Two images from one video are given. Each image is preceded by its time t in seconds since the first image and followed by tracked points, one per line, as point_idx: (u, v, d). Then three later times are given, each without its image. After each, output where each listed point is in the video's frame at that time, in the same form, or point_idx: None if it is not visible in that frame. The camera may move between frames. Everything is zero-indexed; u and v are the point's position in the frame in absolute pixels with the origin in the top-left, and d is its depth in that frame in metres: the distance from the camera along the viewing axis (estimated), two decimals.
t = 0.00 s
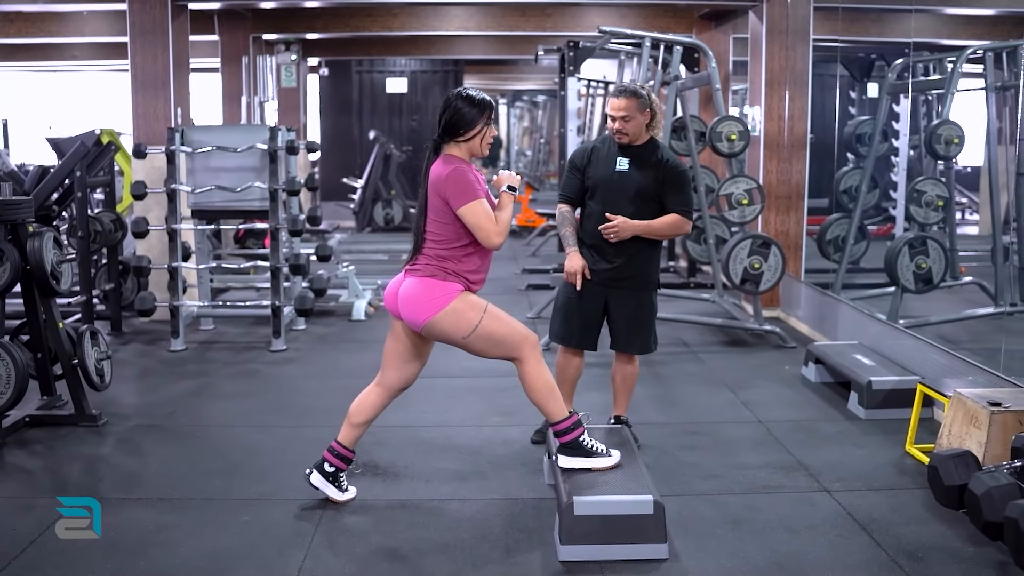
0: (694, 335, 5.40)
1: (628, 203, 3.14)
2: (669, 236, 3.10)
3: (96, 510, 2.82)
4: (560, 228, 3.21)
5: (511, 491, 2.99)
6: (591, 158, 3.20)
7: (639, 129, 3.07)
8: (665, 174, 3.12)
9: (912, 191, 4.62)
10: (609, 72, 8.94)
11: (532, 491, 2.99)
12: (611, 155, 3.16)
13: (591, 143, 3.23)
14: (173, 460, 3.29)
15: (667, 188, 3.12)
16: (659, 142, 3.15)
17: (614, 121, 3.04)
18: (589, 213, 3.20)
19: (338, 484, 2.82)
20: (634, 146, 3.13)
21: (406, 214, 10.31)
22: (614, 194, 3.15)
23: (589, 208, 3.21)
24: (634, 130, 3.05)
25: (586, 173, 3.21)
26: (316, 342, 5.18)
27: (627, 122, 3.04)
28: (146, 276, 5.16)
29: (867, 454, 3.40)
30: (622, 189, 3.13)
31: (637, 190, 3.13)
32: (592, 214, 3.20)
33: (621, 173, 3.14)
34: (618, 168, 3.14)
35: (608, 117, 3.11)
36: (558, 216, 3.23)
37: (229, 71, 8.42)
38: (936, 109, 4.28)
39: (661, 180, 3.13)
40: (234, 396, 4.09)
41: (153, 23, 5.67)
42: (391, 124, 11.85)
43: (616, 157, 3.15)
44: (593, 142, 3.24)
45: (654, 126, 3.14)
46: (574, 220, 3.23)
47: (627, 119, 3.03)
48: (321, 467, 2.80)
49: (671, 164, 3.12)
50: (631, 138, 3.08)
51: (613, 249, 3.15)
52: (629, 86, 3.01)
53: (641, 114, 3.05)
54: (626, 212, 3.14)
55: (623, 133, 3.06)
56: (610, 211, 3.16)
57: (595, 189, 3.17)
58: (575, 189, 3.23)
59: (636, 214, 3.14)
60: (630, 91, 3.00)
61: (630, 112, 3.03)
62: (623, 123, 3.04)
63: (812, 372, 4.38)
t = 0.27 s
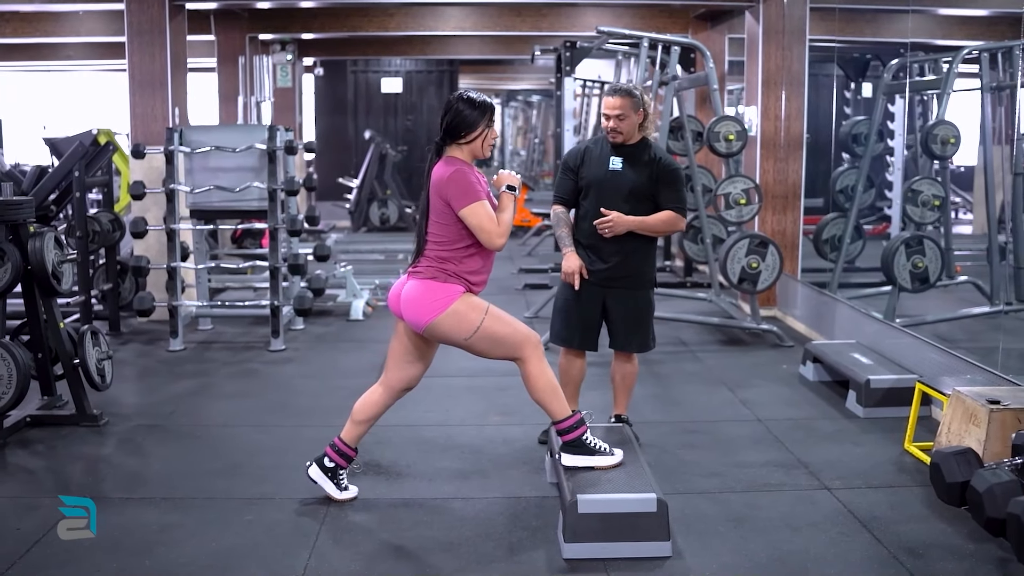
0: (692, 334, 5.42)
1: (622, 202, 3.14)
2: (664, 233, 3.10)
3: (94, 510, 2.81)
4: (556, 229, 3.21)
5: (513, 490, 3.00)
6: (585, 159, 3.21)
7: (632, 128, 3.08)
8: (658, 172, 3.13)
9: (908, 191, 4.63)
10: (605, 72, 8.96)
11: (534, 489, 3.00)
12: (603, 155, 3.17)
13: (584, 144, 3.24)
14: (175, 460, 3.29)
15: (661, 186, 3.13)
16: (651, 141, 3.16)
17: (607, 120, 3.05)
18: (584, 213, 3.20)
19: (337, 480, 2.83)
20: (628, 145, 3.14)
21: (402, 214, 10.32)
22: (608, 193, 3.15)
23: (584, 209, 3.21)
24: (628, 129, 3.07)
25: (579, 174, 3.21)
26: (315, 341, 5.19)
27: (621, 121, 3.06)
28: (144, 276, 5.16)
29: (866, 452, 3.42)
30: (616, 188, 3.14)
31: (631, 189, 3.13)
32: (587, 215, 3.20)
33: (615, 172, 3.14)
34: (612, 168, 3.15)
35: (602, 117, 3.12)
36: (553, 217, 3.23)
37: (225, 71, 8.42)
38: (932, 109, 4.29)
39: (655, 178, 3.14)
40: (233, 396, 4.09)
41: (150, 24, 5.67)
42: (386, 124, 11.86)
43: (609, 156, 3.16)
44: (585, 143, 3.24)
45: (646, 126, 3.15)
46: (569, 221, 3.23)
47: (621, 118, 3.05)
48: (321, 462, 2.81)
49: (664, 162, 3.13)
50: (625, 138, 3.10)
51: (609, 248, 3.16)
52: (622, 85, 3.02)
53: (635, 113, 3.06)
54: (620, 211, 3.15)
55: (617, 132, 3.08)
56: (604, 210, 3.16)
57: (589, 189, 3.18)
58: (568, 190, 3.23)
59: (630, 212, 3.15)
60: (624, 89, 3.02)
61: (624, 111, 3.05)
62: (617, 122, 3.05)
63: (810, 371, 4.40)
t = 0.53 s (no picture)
0: (701, 333, 5.42)
1: (621, 199, 3.15)
2: (663, 227, 3.10)
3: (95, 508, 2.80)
4: (556, 230, 3.20)
5: (525, 488, 3.01)
6: (582, 159, 3.21)
7: (629, 125, 3.08)
8: (655, 167, 3.13)
9: (918, 190, 4.62)
10: (614, 72, 8.97)
11: (546, 487, 3.01)
12: (601, 153, 3.18)
13: (582, 144, 3.25)
14: (187, 458, 3.31)
15: (659, 181, 3.12)
16: (646, 138, 3.17)
17: (603, 118, 3.05)
18: (583, 212, 3.20)
19: (349, 478, 2.84)
20: (624, 143, 3.14)
21: (411, 214, 10.34)
22: (606, 191, 3.15)
23: (583, 208, 3.21)
24: (624, 126, 3.07)
25: (578, 174, 3.22)
26: (325, 340, 5.20)
27: (617, 118, 3.05)
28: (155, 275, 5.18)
29: (877, 451, 3.42)
30: (615, 185, 3.14)
31: (629, 186, 3.14)
32: (586, 214, 3.20)
33: (612, 170, 3.15)
34: (609, 166, 3.15)
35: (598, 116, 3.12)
36: (552, 218, 3.23)
37: (235, 71, 8.45)
38: (943, 108, 4.28)
39: (653, 173, 3.14)
40: (245, 394, 4.11)
41: (161, 23, 5.70)
42: (395, 124, 11.88)
43: (606, 155, 3.16)
44: (582, 143, 3.26)
45: (642, 123, 3.16)
46: (569, 221, 3.23)
47: (618, 115, 3.04)
48: (334, 459, 2.82)
49: (662, 157, 3.13)
50: (622, 135, 3.10)
51: (609, 246, 3.16)
52: (617, 82, 3.02)
53: (630, 109, 3.06)
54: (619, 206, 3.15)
55: (614, 129, 3.07)
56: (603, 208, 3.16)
57: (588, 188, 3.18)
58: (567, 191, 3.23)
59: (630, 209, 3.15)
60: (619, 87, 3.01)
61: (620, 108, 3.04)
62: (614, 119, 3.05)
63: (820, 370, 4.40)
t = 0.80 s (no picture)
0: (719, 333, 5.43)
1: (626, 197, 3.16)
2: (669, 225, 3.09)
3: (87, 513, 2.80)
4: (564, 229, 3.21)
5: (545, 485, 3.03)
6: (588, 159, 3.23)
7: (632, 125, 3.09)
8: (660, 165, 3.12)
9: (937, 191, 4.62)
10: (632, 73, 8.98)
11: (566, 485, 3.03)
12: (606, 153, 3.19)
13: (589, 144, 3.27)
14: (210, 454, 3.35)
15: (664, 178, 3.12)
16: (651, 137, 3.17)
17: (607, 118, 3.06)
18: (590, 212, 3.22)
19: (367, 473, 2.89)
20: (629, 141, 3.15)
21: (430, 214, 10.39)
22: (612, 190, 3.17)
23: (590, 207, 3.23)
24: (628, 127, 3.07)
25: (584, 174, 3.24)
26: (345, 339, 5.25)
27: (621, 118, 3.06)
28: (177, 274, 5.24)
29: (896, 451, 3.43)
30: (620, 184, 3.15)
31: (634, 184, 3.14)
32: (593, 213, 3.22)
33: (617, 170, 3.16)
34: (615, 165, 3.17)
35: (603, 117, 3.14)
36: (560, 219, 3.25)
37: (256, 72, 8.53)
38: (961, 110, 4.28)
39: (658, 170, 3.13)
40: (266, 392, 4.15)
41: (183, 24, 5.75)
42: (413, 124, 11.93)
43: (612, 154, 3.18)
44: (589, 143, 3.28)
45: (647, 121, 3.16)
46: (577, 220, 3.25)
47: (622, 116, 3.05)
48: (354, 453, 2.87)
49: (667, 154, 3.12)
50: (627, 135, 3.11)
51: (616, 245, 3.17)
52: (620, 82, 3.02)
53: (634, 108, 3.07)
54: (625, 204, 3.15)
55: (618, 130, 3.08)
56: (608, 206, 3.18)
57: (594, 187, 3.20)
58: (574, 191, 3.26)
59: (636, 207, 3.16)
60: (622, 87, 3.02)
61: (624, 108, 3.05)
62: (617, 119, 3.06)
63: (839, 371, 4.41)
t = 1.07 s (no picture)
0: (729, 333, 5.44)
1: (627, 197, 3.17)
2: (670, 224, 3.10)
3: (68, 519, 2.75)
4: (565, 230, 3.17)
5: (555, 483, 3.05)
6: (588, 159, 3.24)
7: (632, 126, 3.10)
8: (661, 165, 3.13)
9: (948, 191, 4.60)
10: (643, 72, 8.99)
11: (576, 483, 3.05)
12: (606, 153, 3.20)
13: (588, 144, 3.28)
14: (223, 451, 3.38)
15: (665, 177, 3.13)
16: (651, 137, 3.19)
17: (607, 120, 3.07)
18: (591, 213, 3.23)
19: (377, 471, 2.91)
20: (629, 142, 3.16)
21: (441, 213, 10.42)
22: (613, 190, 3.18)
23: (591, 208, 3.24)
24: (627, 128, 3.09)
25: (585, 175, 3.25)
26: (356, 337, 5.28)
27: (620, 120, 3.07)
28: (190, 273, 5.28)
29: (906, 450, 3.43)
30: (621, 185, 3.17)
31: (635, 184, 3.15)
32: (595, 214, 3.23)
33: (617, 170, 3.17)
34: (615, 165, 3.18)
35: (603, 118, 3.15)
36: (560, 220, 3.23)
37: (268, 71, 8.58)
38: (973, 110, 4.28)
39: (658, 170, 3.15)
40: (278, 390, 4.18)
41: (196, 24, 5.79)
42: (424, 124, 11.95)
43: (611, 154, 3.19)
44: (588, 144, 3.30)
45: (647, 121, 3.17)
46: (578, 221, 3.25)
47: (621, 117, 3.06)
48: (365, 451, 2.90)
49: (667, 154, 3.14)
50: (627, 136, 3.13)
51: (618, 245, 3.19)
52: (620, 84, 3.03)
53: (634, 110, 3.08)
54: (625, 204, 3.17)
55: (619, 131, 3.10)
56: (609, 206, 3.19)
57: (595, 188, 3.21)
58: (574, 192, 3.27)
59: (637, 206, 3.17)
60: (621, 89, 3.02)
61: (623, 110, 3.06)
62: (617, 121, 3.07)
63: (849, 370, 4.41)
